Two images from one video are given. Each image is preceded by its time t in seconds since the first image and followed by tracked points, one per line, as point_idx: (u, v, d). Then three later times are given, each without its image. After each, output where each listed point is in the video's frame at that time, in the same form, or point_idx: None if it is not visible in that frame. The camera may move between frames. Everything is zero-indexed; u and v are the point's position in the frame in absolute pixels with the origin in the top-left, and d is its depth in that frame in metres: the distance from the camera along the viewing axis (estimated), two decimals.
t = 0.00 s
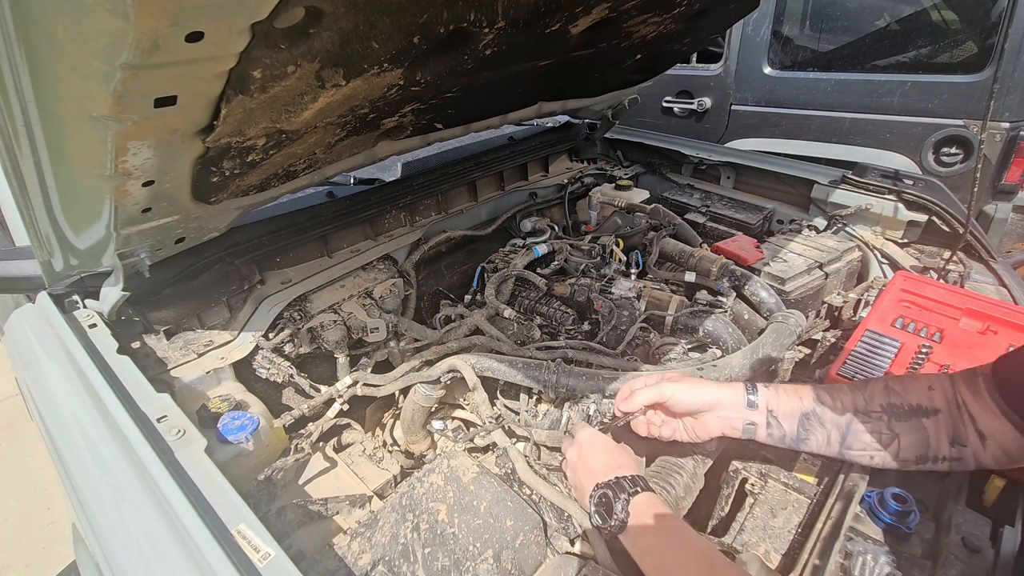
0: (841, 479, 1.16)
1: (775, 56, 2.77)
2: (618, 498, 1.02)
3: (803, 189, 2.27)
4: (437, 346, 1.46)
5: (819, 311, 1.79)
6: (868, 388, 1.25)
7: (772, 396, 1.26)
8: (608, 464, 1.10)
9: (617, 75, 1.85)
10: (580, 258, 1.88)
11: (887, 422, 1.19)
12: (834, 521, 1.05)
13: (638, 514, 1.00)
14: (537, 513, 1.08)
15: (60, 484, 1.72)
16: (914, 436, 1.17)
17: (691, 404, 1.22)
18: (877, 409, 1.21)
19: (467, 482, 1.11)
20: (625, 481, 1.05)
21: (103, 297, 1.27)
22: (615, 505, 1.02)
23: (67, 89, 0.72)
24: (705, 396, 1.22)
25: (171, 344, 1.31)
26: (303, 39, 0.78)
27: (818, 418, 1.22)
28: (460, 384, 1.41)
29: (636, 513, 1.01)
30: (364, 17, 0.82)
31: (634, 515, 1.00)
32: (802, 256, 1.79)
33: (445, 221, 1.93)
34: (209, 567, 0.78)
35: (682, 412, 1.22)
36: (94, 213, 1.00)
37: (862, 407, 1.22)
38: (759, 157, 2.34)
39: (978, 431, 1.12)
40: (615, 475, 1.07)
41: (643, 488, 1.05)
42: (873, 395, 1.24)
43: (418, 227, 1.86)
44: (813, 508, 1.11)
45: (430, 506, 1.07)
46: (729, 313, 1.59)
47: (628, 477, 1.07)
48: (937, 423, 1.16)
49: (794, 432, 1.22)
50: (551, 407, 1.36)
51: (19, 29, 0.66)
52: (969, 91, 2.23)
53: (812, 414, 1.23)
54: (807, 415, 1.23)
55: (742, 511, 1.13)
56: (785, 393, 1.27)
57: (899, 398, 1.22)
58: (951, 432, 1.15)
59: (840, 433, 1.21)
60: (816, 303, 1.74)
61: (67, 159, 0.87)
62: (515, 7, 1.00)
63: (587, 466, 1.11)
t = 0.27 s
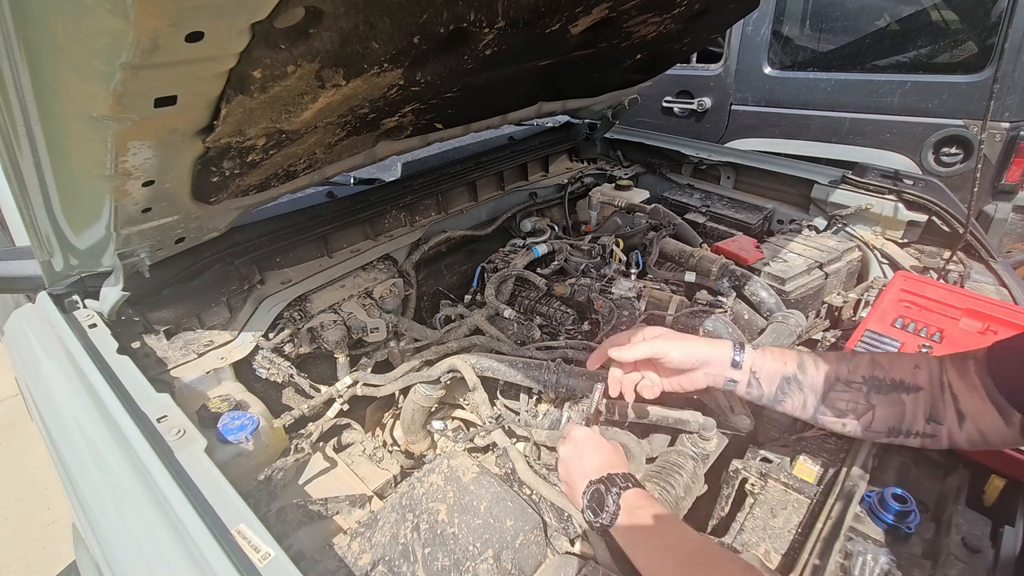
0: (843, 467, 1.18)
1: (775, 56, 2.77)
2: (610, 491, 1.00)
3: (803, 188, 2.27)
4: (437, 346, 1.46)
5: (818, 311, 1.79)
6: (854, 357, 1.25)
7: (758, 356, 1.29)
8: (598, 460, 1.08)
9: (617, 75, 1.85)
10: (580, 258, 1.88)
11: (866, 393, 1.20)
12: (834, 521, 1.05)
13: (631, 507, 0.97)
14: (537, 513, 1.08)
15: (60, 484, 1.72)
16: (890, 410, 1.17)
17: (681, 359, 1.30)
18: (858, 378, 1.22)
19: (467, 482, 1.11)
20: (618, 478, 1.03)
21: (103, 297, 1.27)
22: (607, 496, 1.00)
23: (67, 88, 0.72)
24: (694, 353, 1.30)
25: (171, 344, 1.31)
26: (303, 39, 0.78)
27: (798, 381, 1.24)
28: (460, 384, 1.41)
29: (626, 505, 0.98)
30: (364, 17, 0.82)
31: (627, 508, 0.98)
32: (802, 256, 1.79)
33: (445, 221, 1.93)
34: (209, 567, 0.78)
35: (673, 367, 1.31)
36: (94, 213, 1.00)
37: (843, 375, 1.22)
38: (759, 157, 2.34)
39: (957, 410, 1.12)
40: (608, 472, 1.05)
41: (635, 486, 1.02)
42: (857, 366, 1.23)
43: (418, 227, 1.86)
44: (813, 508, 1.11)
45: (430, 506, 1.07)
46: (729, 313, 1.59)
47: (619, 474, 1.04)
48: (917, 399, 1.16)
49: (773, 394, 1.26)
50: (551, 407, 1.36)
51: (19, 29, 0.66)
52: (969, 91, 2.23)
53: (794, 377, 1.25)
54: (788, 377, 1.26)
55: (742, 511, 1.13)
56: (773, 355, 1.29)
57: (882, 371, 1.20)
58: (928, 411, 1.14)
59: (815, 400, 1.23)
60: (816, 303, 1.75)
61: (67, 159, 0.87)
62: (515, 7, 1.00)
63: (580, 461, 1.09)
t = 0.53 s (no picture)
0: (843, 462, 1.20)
1: (775, 56, 2.77)
2: (590, 490, 1.01)
3: (803, 189, 2.27)
4: (437, 346, 1.46)
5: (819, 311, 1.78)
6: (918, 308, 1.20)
7: (820, 298, 1.30)
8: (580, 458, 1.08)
9: (617, 75, 1.85)
10: (580, 258, 1.88)
11: (922, 346, 1.17)
12: (834, 521, 1.06)
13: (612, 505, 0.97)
14: (536, 513, 1.08)
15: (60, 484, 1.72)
16: (941, 364, 1.16)
17: (749, 295, 1.37)
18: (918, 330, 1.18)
19: (467, 482, 1.11)
20: (597, 475, 1.03)
21: (103, 297, 1.27)
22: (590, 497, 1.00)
23: (67, 89, 0.72)
24: (761, 288, 1.36)
25: (171, 344, 1.31)
26: (303, 39, 0.78)
27: (861, 327, 1.23)
28: (460, 384, 1.42)
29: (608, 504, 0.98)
30: (364, 17, 0.82)
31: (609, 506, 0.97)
32: (802, 256, 1.79)
33: (445, 221, 1.93)
34: (209, 567, 0.78)
35: (741, 303, 1.38)
36: (94, 214, 1.00)
37: (904, 327, 1.19)
38: (759, 157, 2.35)
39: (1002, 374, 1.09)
40: (589, 470, 1.05)
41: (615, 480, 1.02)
42: (921, 319, 1.19)
43: (418, 227, 1.86)
44: (813, 509, 1.11)
45: (430, 505, 1.07)
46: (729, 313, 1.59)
47: (598, 471, 1.04)
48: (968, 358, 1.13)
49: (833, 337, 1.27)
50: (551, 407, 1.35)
51: (19, 29, 0.66)
52: (969, 92, 2.23)
53: (857, 323, 1.24)
54: (851, 323, 1.24)
55: (742, 511, 1.13)
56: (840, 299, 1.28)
57: (942, 328, 1.16)
58: (975, 370, 1.12)
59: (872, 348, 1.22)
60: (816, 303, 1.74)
61: (67, 159, 0.87)
62: (515, 7, 1.00)
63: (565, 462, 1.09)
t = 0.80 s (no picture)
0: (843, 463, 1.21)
1: (775, 56, 2.77)
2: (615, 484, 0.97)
3: (803, 189, 2.27)
4: (437, 346, 1.46)
5: (819, 311, 1.78)
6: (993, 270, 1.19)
7: (949, 281, 1.52)
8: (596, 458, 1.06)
9: (617, 75, 1.85)
10: (580, 258, 1.88)
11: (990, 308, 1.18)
12: (834, 521, 1.06)
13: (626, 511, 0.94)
14: (536, 513, 1.08)
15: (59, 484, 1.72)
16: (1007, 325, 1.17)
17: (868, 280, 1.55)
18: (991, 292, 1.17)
19: (467, 482, 1.11)
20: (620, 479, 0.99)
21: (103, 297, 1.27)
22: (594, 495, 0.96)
23: (67, 89, 0.72)
24: (891, 271, 1.54)
25: (171, 344, 1.31)
26: (303, 39, 0.78)
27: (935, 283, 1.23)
28: (460, 384, 1.42)
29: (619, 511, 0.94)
30: (364, 17, 0.82)
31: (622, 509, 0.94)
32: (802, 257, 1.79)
33: (445, 221, 1.93)
34: (209, 567, 0.78)
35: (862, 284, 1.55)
36: (94, 214, 1.00)
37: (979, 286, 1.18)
38: (759, 157, 2.35)
39: None
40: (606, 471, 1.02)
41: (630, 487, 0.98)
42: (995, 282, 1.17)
43: (418, 227, 1.87)
44: (813, 508, 1.11)
45: (430, 506, 1.07)
46: (729, 313, 1.59)
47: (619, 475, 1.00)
48: None
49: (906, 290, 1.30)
50: (551, 407, 1.35)
51: (19, 30, 0.66)
52: (969, 92, 2.23)
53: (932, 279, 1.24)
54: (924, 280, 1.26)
55: (742, 511, 1.13)
56: (961, 282, 1.51)
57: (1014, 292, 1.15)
58: None
59: (978, 331, 1.49)
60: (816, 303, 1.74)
61: (68, 160, 0.87)
62: (515, 7, 1.00)
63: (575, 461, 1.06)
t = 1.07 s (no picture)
0: (842, 463, 1.21)
1: (775, 56, 2.77)
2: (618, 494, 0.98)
3: (803, 189, 2.27)
4: (437, 346, 1.46)
5: (819, 311, 1.78)
6: None
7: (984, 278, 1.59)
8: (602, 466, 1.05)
9: (617, 75, 1.85)
10: (580, 258, 1.88)
11: None
12: (834, 521, 1.07)
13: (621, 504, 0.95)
14: (536, 513, 1.08)
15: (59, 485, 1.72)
16: None
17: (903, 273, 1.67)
18: None
19: (467, 482, 1.11)
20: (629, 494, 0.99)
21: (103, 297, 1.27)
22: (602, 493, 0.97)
23: (67, 89, 0.72)
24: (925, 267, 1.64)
25: (171, 344, 1.31)
26: (303, 39, 0.78)
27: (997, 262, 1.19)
28: (461, 384, 1.42)
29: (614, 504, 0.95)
30: (364, 17, 0.82)
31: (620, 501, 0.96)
32: (802, 256, 1.79)
33: (445, 221, 1.93)
34: (209, 567, 0.78)
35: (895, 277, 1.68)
36: (94, 214, 1.00)
37: None
38: (759, 157, 2.35)
39: None
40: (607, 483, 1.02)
41: (619, 480, 1.00)
42: None
43: (418, 227, 1.86)
44: (813, 508, 1.11)
45: (430, 506, 1.07)
46: (729, 313, 1.59)
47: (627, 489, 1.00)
48: None
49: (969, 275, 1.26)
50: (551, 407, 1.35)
51: (19, 30, 0.66)
52: (969, 92, 2.23)
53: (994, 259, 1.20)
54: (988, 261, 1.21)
55: (742, 511, 1.13)
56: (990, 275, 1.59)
57: None
58: None
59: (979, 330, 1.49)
60: (816, 303, 1.74)
61: (68, 160, 0.87)
62: (515, 7, 1.00)
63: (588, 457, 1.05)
